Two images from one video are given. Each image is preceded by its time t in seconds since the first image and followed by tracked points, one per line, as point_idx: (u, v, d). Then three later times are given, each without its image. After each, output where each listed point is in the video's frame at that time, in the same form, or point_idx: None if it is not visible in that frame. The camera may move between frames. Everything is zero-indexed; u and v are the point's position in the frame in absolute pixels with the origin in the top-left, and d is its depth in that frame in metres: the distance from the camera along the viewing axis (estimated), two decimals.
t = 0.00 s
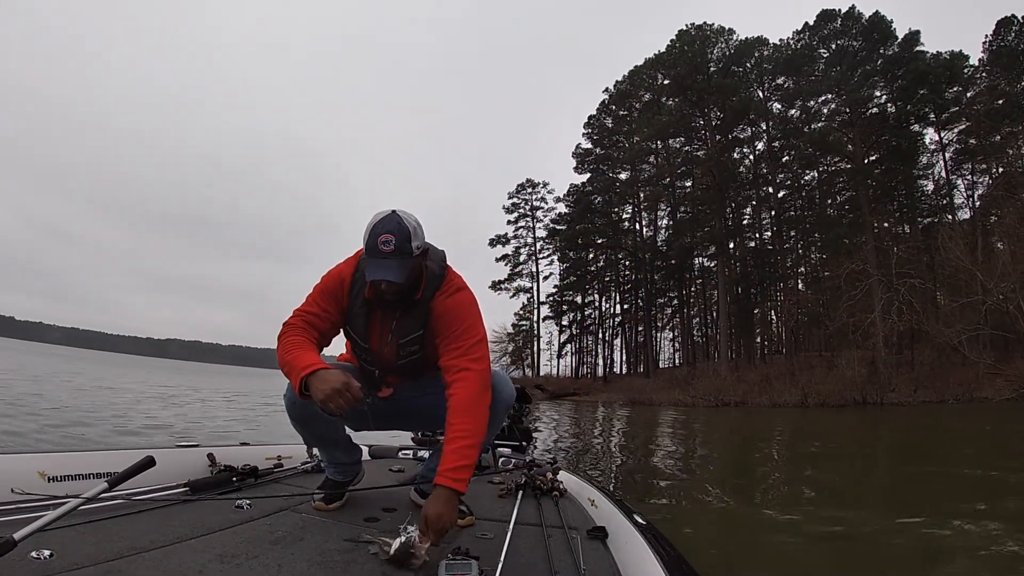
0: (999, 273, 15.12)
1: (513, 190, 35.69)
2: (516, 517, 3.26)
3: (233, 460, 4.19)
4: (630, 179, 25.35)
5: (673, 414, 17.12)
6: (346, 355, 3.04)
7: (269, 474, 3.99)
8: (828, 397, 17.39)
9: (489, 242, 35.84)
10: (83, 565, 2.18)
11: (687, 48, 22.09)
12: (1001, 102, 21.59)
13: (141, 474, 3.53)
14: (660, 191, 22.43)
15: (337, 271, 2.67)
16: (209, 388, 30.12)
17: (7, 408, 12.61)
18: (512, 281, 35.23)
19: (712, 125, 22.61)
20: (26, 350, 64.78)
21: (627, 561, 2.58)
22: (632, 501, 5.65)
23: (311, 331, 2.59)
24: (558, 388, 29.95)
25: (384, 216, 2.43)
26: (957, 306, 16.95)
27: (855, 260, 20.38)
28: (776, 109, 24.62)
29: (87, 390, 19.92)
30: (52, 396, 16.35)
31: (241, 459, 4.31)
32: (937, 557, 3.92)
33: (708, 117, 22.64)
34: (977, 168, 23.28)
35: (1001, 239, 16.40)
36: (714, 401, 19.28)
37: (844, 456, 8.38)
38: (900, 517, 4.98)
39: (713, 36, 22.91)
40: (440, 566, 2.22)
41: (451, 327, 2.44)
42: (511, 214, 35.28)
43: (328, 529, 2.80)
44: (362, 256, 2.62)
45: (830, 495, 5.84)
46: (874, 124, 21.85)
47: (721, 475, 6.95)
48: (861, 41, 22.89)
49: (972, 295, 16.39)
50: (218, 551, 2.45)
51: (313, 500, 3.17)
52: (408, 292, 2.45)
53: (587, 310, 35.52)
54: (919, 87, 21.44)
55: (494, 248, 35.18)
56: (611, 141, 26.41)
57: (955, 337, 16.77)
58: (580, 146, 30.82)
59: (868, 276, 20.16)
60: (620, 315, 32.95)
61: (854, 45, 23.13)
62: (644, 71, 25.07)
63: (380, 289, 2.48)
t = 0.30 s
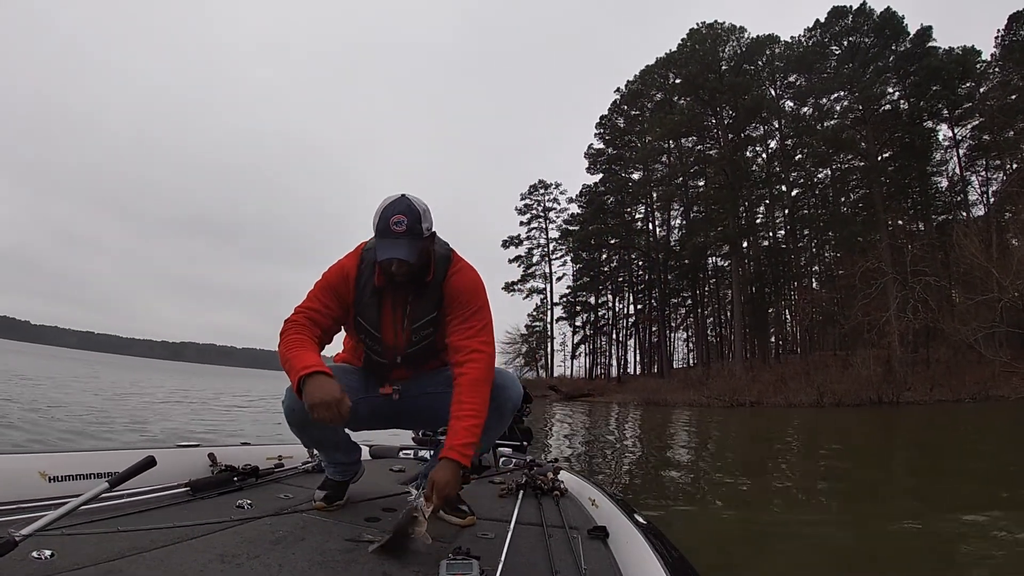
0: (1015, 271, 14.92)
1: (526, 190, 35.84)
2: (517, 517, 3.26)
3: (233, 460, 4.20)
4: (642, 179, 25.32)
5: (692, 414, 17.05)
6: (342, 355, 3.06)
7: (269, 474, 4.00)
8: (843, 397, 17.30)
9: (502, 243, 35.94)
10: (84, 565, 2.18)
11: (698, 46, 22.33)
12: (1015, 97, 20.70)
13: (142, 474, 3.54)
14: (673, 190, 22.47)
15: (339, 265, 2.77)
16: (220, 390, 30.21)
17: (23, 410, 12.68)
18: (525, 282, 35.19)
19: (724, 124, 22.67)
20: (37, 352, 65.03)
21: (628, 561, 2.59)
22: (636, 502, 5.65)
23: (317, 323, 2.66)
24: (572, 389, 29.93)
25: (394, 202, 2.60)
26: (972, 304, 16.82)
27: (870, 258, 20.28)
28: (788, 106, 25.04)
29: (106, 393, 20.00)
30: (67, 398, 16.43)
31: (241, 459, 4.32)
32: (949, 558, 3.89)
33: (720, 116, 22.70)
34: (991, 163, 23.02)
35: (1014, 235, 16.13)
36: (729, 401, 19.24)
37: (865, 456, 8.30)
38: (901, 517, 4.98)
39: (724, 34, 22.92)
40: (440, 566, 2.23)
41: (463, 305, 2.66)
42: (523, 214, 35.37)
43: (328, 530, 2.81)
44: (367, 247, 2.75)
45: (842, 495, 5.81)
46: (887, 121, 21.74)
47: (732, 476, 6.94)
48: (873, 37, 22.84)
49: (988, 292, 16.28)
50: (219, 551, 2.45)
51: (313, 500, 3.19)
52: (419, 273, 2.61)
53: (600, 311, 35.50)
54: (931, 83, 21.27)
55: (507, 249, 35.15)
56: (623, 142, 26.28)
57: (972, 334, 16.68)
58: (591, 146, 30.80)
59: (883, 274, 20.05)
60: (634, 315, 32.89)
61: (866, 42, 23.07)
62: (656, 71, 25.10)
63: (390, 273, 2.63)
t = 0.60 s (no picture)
0: None
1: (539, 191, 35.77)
2: (519, 517, 3.26)
3: (234, 461, 4.20)
4: (655, 179, 25.24)
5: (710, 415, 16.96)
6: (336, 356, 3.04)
7: (271, 475, 4.00)
8: (858, 397, 17.26)
9: (515, 245, 35.88)
10: (86, 566, 2.18)
11: (709, 45, 22.20)
12: None
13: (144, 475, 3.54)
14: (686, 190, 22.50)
15: (342, 260, 2.77)
16: (233, 391, 30.33)
17: (40, 411, 12.75)
18: (537, 283, 35.11)
19: (737, 123, 22.42)
20: (49, 353, 65.40)
21: (629, 561, 2.58)
22: (640, 503, 5.61)
23: (326, 320, 2.65)
24: (586, 389, 29.93)
25: (403, 194, 2.65)
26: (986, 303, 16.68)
27: (884, 257, 20.19)
28: (800, 106, 24.58)
29: (124, 395, 20.06)
30: (85, 399, 16.52)
31: (241, 459, 4.32)
32: (962, 561, 3.84)
33: (733, 116, 22.46)
34: (1004, 161, 22.78)
35: None
36: (743, 401, 19.03)
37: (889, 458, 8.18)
38: (908, 518, 4.93)
39: (735, 32, 22.61)
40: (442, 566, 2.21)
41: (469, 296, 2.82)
42: (536, 215, 35.36)
43: (329, 530, 2.81)
44: (372, 244, 2.78)
45: (856, 498, 5.73)
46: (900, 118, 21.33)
47: (746, 477, 6.88)
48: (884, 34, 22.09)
49: (1003, 291, 16.17)
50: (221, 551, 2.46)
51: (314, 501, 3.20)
52: (428, 266, 2.70)
53: (612, 311, 35.46)
54: (945, 80, 21.06)
55: (519, 250, 35.11)
56: (635, 141, 26.55)
57: (987, 333, 16.57)
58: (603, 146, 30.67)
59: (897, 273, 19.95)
60: (648, 315, 32.88)
61: (878, 39, 22.32)
62: (667, 70, 25.06)
63: (399, 266, 2.70)
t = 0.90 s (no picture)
0: None
1: (551, 192, 35.68)
2: (519, 517, 3.27)
3: (235, 462, 4.20)
4: (668, 178, 25.20)
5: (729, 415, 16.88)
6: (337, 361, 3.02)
7: (271, 476, 4.01)
8: (873, 397, 17.13)
9: (526, 246, 35.69)
10: (86, 568, 2.17)
11: (721, 45, 22.35)
12: None
13: (146, 476, 3.55)
14: (698, 190, 22.58)
15: (337, 263, 2.76)
16: (244, 392, 30.43)
17: (58, 412, 12.84)
18: (550, 284, 35.03)
19: (750, 122, 22.27)
20: (63, 355, 65.88)
21: (631, 561, 2.58)
22: (640, 504, 5.58)
23: (326, 325, 2.63)
24: (601, 391, 29.80)
25: (397, 192, 2.65)
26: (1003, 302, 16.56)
27: (899, 256, 19.99)
28: (813, 105, 24.18)
29: (139, 396, 20.07)
30: (104, 401, 16.62)
31: (241, 460, 4.33)
32: (969, 565, 3.80)
33: (745, 115, 22.28)
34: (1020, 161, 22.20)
35: None
36: (757, 401, 18.84)
37: (915, 459, 8.05)
38: (912, 521, 4.89)
39: (747, 32, 22.53)
40: (443, 568, 2.17)
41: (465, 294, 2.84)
42: (548, 216, 35.25)
43: (331, 531, 2.81)
44: (367, 245, 2.78)
45: (869, 499, 5.67)
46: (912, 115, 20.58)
47: (759, 479, 6.83)
48: (897, 31, 21.46)
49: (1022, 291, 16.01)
50: (221, 553, 2.45)
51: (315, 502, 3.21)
52: (424, 264, 2.71)
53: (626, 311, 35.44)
54: (958, 77, 20.20)
55: (531, 251, 35.04)
56: (647, 142, 26.23)
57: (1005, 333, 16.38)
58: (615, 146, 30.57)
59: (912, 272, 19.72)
60: (661, 315, 32.76)
61: (891, 37, 21.68)
62: (679, 70, 25.24)
63: (395, 266, 2.70)
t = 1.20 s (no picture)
0: None
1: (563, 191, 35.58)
2: (519, 518, 3.26)
3: (235, 462, 4.19)
4: (681, 177, 25.08)
5: (744, 414, 16.87)
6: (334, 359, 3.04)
7: (271, 476, 4.01)
8: (887, 397, 17.06)
9: (539, 246, 35.68)
10: (85, 567, 2.17)
11: (732, 43, 22.06)
12: None
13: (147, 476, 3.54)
14: (711, 190, 22.51)
15: (331, 262, 2.77)
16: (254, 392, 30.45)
17: (71, 411, 12.89)
18: (562, 284, 35.00)
19: (762, 120, 22.08)
20: (74, 355, 66.16)
21: (630, 561, 2.58)
22: (641, 507, 5.46)
23: (322, 325, 2.64)
24: (614, 391, 29.74)
25: (392, 188, 2.63)
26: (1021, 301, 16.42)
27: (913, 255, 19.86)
28: (825, 102, 23.55)
29: (154, 396, 20.08)
30: (119, 401, 16.65)
31: (241, 460, 4.32)
32: (973, 566, 3.79)
33: (758, 112, 22.16)
34: None
35: None
36: (772, 401, 18.78)
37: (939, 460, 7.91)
38: (919, 523, 4.81)
39: (760, 29, 22.28)
40: (442, 567, 2.15)
41: (460, 289, 2.85)
42: (561, 216, 35.19)
43: (330, 531, 2.81)
44: (362, 242, 2.78)
45: (886, 501, 5.58)
46: (926, 112, 20.40)
47: (773, 479, 6.78)
48: (910, 28, 21.44)
49: None
50: (221, 553, 2.45)
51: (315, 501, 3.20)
52: (420, 261, 2.71)
53: (639, 311, 35.37)
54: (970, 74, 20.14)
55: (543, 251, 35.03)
56: (660, 141, 26.20)
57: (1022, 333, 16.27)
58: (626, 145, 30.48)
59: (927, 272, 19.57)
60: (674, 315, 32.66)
61: (903, 33, 21.65)
62: (691, 69, 24.74)
63: (390, 264, 2.70)
